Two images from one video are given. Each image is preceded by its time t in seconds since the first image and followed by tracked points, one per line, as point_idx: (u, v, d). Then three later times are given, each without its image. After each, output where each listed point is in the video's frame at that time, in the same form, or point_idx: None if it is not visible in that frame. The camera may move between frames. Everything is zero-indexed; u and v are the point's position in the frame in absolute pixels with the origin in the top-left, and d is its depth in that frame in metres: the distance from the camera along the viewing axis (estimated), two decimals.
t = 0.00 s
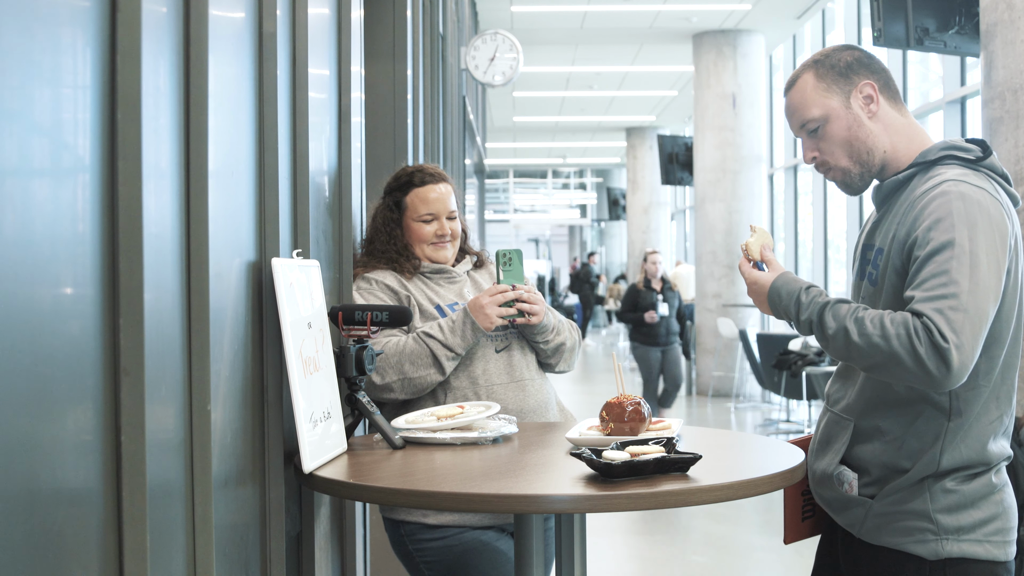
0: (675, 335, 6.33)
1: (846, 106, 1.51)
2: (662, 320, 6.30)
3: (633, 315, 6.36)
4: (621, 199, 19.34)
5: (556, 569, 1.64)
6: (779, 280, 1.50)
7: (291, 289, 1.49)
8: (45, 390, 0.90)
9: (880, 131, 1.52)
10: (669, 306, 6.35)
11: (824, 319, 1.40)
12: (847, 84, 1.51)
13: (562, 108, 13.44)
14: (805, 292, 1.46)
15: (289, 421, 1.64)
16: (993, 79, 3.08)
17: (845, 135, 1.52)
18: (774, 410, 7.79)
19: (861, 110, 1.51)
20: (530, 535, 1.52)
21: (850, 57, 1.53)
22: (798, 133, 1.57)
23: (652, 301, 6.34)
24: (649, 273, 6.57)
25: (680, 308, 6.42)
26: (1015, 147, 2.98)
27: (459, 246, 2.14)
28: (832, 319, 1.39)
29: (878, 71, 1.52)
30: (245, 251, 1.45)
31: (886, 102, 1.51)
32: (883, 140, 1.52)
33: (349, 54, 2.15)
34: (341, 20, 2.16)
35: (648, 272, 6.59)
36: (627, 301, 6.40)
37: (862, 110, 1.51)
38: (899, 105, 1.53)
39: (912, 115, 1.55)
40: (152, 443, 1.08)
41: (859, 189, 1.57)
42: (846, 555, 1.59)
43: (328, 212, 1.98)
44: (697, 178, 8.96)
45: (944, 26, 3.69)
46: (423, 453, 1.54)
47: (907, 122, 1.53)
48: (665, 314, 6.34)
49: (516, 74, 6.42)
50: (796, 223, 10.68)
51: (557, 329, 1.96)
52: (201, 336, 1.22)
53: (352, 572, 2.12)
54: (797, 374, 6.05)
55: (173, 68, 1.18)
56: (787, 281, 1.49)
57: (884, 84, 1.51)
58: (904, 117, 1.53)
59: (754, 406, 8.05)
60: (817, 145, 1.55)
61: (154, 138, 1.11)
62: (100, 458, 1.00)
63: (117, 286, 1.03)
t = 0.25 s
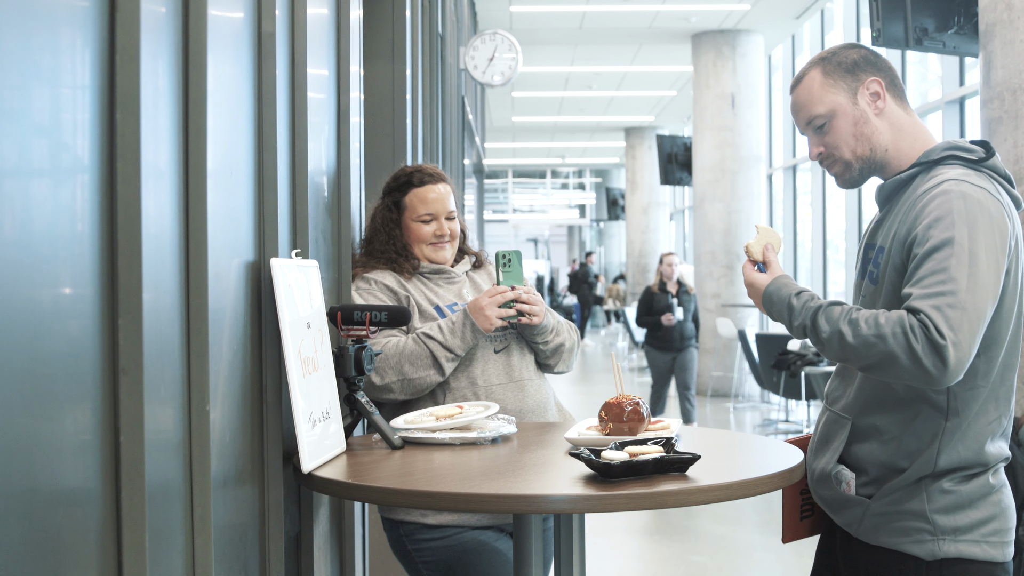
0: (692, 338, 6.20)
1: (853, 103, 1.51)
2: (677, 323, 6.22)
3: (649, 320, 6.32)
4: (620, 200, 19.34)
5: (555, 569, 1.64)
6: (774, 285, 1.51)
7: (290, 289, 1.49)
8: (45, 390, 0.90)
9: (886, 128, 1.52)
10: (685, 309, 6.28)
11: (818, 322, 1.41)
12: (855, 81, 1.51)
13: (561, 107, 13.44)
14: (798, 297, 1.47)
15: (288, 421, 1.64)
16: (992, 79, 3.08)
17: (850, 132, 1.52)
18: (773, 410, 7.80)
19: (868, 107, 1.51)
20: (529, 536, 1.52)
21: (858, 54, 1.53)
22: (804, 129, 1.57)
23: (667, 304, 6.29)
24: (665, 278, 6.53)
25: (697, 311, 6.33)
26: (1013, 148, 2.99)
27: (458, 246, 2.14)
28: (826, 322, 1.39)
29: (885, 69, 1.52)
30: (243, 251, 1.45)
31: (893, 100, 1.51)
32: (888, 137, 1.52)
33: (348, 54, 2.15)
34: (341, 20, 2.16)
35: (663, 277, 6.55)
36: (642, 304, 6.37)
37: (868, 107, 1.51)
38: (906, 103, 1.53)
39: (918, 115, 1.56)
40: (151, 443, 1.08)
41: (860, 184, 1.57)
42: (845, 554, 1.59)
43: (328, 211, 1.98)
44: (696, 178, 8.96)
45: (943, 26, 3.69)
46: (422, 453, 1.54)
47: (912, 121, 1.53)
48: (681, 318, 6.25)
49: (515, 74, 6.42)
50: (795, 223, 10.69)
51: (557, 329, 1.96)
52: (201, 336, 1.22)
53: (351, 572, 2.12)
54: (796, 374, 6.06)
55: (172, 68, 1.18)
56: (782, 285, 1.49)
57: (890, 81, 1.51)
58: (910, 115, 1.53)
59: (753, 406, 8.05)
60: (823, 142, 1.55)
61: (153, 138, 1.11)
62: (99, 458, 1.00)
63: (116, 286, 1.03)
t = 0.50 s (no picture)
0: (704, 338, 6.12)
1: (851, 101, 1.51)
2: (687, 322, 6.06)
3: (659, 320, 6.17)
4: (616, 200, 19.35)
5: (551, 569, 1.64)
6: (769, 285, 1.51)
7: (286, 290, 1.48)
8: (41, 391, 0.89)
9: (884, 127, 1.52)
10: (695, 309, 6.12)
11: (811, 321, 1.40)
12: (854, 79, 1.51)
13: (557, 107, 13.44)
14: (791, 297, 1.46)
15: (283, 421, 1.63)
16: (987, 79, 3.09)
17: (848, 130, 1.52)
18: (769, 410, 7.81)
19: (866, 105, 1.51)
20: (525, 536, 1.52)
21: (860, 53, 1.53)
22: (802, 126, 1.57)
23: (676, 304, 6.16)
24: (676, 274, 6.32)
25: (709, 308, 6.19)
26: (1010, 148, 2.99)
27: (454, 246, 2.13)
28: (818, 322, 1.39)
29: (884, 69, 1.53)
30: (239, 251, 1.44)
31: (892, 98, 1.51)
32: (886, 136, 1.52)
33: (344, 54, 2.14)
34: (337, 20, 2.15)
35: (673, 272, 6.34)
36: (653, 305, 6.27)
37: (868, 106, 1.51)
38: (903, 103, 1.53)
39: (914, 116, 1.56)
40: (147, 443, 1.07)
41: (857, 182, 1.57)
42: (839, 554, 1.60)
43: (324, 211, 1.98)
44: (692, 178, 8.97)
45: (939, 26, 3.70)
46: (418, 453, 1.53)
47: (910, 121, 1.54)
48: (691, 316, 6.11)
49: (511, 74, 6.43)
50: (791, 223, 10.71)
51: (554, 331, 1.96)
52: (197, 335, 1.22)
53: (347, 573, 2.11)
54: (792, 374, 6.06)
55: (167, 68, 1.18)
56: (777, 285, 1.49)
57: (889, 81, 1.52)
58: (908, 114, 1.53)
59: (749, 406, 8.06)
60: (820, 140, 1.55)
61: (149, 138, 1.11)
62: (94, 459, 0.99)
63: (113, 286, 1.03)
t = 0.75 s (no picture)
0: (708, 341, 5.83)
1: (833, 110, 1.52)
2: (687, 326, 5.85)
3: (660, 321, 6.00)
4: (610, 200, 19.37)
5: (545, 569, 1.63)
6: (769, 296, 1.51)
7: (279, 290, 1.48)
8: (32, 392, 0.88)
9: (868, 135, 1.52)
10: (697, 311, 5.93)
11: (813, 331, 1.40)
12: (836, 88, 1.52)
13: (551, 108, 13.44)
14: (791, 308, 1.47)
15: (276, 421, 1.62)
16: (980, 80, 3.10)
17: (832, 138, 1.52)
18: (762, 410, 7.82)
19: (848, 113, 1.52)
20: (518, 536, 1.52)
21: (844, 61, 1.52)
22: (787, 135, 1.58)
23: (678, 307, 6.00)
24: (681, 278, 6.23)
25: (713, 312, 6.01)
26: (1002, 147, 3.01)
27: (447, 246, 2.13)
28: (820, 331, 1.39)
29: (869, 78, 1.52)
30: (232, 251, 1.44)
31: (876, 107, 1.51)
32: (870, 142, 1.52)
33: (337, 53, 2.13)
34: (330, 19, 2.14)
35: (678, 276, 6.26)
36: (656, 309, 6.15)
37: (851, 114, 1.51)
38: (889, 108, 1.53)
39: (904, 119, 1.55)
40: (139, 444, 1.07)
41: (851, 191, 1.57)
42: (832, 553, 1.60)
43: (317, 211, 1.97)
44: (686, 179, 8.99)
45: (932, 26, 3.72)
46: (411, 453, 1.53)
47: (897, 125, 1.53)
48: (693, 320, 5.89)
49: (504, 74, 6.44)
50: (784, 223, 10.73)
51: (547, 332, 1.96)
52: (190, 336, 1.21)
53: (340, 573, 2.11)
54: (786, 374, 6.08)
55: (160, 67, 1.17)
56: (777, 297, 1.49)
57: (874, 90, 1.51)
58: (895, 119, 1.53)
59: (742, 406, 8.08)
60: (805, 148, 1.56)
61: (142, 138, 1.10)
62: (87, 459, 0.99)
63: (105, 286, 1.02)
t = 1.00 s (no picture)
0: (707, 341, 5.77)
1: (834, 98, 1.52)
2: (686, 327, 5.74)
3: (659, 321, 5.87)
4: (602, 200, 19.39)
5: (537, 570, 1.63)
6: (773, 295, 1.51)
7: (271, 289, 1.47)
8: (23, 392, 0.88)
9: (864, 127, 1.52)
10: (696, 311, 5.78)
11: (818, 333, 1.40)
12: (840, 76, 1.51)
13: (544, 107, 13.44)
14: (796, 307, 1.46)
15: (269, 421, 1.62)
16: (972, 80, 3.11)
17: (827, 126, 1.53)
18: (754, 410, 7.84)
19: (848, 104, 1.52)
20: (510, 536, 1.51)
21: (850, 48, 1.52)
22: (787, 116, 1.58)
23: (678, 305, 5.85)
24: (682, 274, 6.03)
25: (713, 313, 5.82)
26: (994, 148, 3.02)
27: (439, 246, 2.12)
28: (826, 331, 1.39)
29: (874, 66, 1.51)
30: (224, 251, 1.43)
31: (875, 99, 1.51)
32: (865, 134, 1.52)
33: (330, 53, 2.13)
34: (323, 19, 2.14)
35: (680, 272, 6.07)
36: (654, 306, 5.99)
37: (849, 104, 1.51)
38: (890, 103, 1.52)
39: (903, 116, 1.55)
40: (130, 444, 1.06)
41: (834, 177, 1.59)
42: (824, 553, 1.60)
43: (309, 211, 1.96)
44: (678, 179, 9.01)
45: (925, 27, 3.74)
46: (403, 453, 1.53)
47: (896, 122, 1.53)
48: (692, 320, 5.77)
49: (497, 74, 6.43)
50: (776, 223, 10.76)
51: (539, 332, 1.95)
52: (181, 335, 1.20)
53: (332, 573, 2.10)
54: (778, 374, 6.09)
55: (152, 67, 1.16)
56: (782, 295, 1.49)
57: (876, 80, 1.51)
58: (893, 115, 1.52)
59: (735, 406, 8.10)
60: (802, 131, 1.57)
61: (133, 138, 1.09)
62: (78, 460, 0.98)
63: (96, 287, 1.01)
